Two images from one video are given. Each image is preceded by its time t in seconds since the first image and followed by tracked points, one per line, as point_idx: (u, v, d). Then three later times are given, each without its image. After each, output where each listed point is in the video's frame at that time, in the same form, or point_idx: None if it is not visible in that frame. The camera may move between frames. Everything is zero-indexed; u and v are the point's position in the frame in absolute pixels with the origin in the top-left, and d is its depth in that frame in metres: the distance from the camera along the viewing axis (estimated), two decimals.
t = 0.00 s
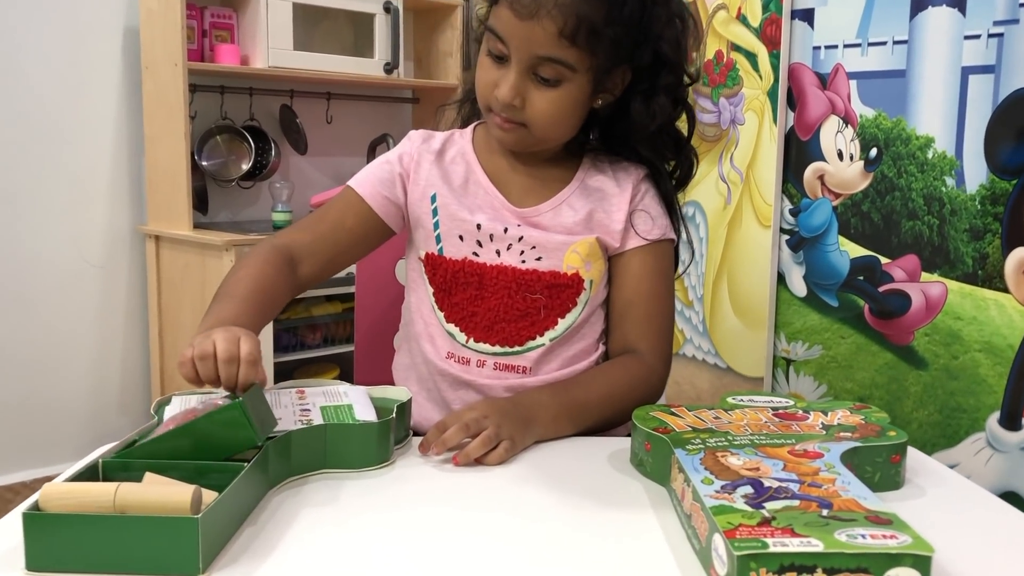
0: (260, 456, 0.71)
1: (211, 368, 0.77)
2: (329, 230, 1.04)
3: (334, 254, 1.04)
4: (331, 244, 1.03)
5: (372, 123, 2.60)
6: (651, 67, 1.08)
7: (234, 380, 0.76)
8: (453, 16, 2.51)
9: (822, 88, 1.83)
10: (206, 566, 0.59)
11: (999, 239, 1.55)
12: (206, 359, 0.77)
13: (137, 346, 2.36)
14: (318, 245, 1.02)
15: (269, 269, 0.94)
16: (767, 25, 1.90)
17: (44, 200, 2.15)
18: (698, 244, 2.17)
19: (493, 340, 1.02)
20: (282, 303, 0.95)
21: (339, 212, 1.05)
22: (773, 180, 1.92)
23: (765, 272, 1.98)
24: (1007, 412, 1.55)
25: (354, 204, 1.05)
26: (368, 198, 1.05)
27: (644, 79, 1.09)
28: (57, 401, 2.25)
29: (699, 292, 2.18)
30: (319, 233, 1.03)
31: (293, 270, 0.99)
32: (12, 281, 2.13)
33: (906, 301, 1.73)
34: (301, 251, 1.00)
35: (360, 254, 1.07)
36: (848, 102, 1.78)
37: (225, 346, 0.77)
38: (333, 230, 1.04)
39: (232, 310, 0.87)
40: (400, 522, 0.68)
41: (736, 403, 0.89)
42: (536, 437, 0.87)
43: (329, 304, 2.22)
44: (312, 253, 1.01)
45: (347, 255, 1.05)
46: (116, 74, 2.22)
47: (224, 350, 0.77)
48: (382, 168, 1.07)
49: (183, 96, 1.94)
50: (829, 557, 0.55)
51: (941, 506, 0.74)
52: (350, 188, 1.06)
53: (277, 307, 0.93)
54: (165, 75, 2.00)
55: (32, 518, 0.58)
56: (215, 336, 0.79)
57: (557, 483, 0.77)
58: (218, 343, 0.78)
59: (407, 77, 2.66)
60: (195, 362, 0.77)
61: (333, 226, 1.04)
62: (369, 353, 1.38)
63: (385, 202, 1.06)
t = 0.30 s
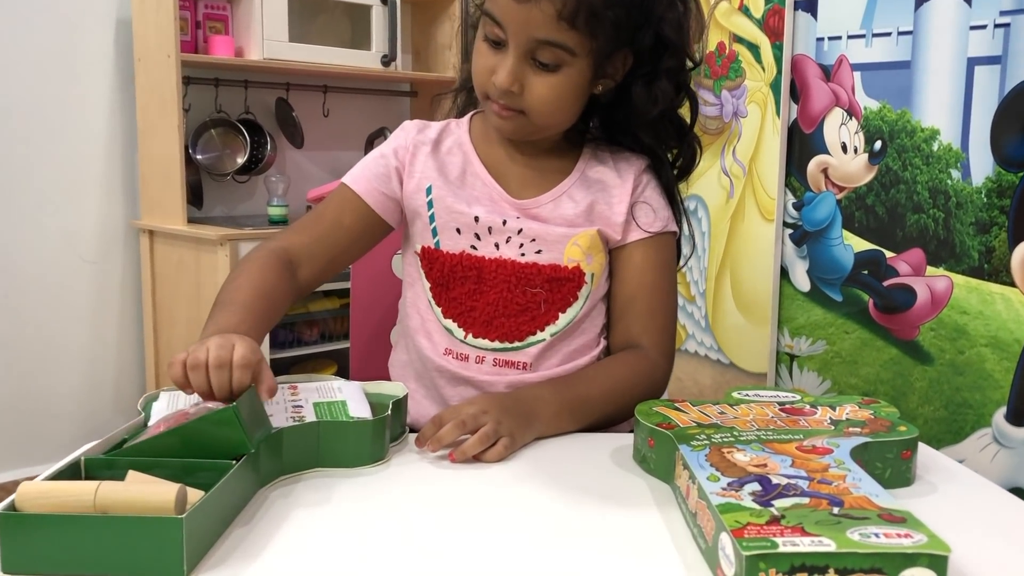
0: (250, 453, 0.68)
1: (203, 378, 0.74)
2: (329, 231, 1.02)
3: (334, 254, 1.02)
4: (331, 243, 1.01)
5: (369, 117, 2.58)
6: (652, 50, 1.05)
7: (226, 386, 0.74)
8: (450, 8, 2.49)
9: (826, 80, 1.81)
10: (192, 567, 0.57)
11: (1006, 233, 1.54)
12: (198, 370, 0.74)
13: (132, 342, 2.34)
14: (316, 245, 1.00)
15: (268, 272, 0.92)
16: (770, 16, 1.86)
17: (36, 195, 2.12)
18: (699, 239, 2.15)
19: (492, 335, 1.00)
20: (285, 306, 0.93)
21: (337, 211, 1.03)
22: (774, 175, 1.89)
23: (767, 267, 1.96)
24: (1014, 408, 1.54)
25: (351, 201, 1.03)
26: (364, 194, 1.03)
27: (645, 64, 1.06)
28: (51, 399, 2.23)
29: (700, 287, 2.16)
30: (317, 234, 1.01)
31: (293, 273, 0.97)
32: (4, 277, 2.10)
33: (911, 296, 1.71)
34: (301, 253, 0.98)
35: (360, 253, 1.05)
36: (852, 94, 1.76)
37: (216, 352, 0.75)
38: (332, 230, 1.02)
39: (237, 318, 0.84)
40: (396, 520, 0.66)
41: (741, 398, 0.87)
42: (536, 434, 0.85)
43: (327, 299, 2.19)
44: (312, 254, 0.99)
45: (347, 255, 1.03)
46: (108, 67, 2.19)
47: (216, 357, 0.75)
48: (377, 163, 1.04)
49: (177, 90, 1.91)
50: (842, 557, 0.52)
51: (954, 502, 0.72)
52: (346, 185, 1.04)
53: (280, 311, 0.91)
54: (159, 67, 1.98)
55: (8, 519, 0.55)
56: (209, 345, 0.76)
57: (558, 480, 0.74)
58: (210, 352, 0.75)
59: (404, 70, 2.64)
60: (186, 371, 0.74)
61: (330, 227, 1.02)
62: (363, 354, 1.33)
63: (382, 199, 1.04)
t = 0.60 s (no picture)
0: (245, 452, 0.66)
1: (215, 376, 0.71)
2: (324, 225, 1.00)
3: (329, 248, 0.99)
4: (326, 236, 0.99)
5: (365, 115, 2.56)
6: (654, 42, 1.03)
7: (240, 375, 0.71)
8: (448, 6, 2.47)
9: (827, 76, 1.80)
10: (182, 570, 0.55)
11: (1009, 230, 1.52)
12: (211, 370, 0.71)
13: (124, 342, 2.31)
14: (312, 238, 0.97)
15: (263, 265, 0.90)
16: (770, 12, 1.88)
17: (26, 193, 2.09)
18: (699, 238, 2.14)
19: (490, 332, 0.97)
20: (280, 301, 0.90)
21: (332, 205, 1.01)
22: (775, 170, 1.90)
23: (768, 266, 1.96)
24: (1018, 408, 1.52)
25: (347, 194, 1.00)
26: (362, 188, 1.01)
27: (647, 56, 1.04)
28: (41, 400, 2.20)
29: (701, 287, 2.15)
30: (312, 227, 0.98)
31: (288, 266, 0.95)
32: None
33: (913, 295, 1.70)
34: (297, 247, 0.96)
35: (355, 246, 1.03)
36: (853, 90, 1.76)
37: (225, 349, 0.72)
38: (327, 223, 0.99)
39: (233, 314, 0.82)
40: (393, 521, 0.63)
41: (747, 396, 0.85)
42: (538, 433, 0.82)
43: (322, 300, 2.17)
44: (308, 248, 0.97)
45: (342, 248, 1.01)
46: (101, 63, 2.16)
47: (225, 354, 0.71)
48: (375, 155, 1.02)
49: (170, 86, 1.89)
50: (856, 559, 0.50)
51: (967, 503, 0.70)
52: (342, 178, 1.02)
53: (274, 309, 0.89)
54: (153, 63, 1.95)
55: None
56: (216, 342, 0.73)
57: (560, 479, 0.72)
58: (216, 350, 0.72)
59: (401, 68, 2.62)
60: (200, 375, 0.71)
61: (326, 220, 0.99)
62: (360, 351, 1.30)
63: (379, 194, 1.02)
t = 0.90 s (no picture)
0: (240, 456, 0.65)
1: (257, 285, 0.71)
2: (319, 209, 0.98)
3: (324, 232, 0.98)
4: (319, 219, 0.97)
5: (362, 114, 2.55)
6: (658, 44, 1.01)
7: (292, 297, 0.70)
8: (445, 4, 2.46)
9: (827, 75, 1.79)
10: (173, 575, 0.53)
11: (1011, 230, 1.51)
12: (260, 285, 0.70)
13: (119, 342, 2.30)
14: (305, 220, 0.95)
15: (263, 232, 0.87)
16: (769, 11, 1.86)
17: (20, 192, 2.08)
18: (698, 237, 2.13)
19: (490, 331, 0.96)
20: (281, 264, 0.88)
21: (326, 190, 0.99)
22: (774, 171, 1.89)
23: (767, 266, 1.95)
24: (1020, 409, 1.51)
25: (344, 180, 0.99)
26: (360, 177, 1.00)
27: (650, 58, 1.03)
28: (36, 401, 2.18)
29: (700, 287, 2.14)
30: (307, 208, 0.96)
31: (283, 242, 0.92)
32: None
33: (914, 295, 1.69)
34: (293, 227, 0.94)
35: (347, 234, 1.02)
36: (854, 89, 1.75)
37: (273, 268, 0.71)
38: (321, 206, 0.97)
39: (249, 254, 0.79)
40: (388, 525, 0.62)
41: (748, 398, 0.84)
42: (537, 436, 0.81)
43: (319, 300, 2.16)
44: (302, 228, 0.95)
45: (335, 231, 0.99)
46: (96, 61, 2.15)
47: (276, 274, 0.71)
48: (376, 146, 1.02)
49: (165, 85, 1.88)
50: (862, 565, 0.49)
51: (971, 507, 0.69)
52: (339, 164, 1.01)
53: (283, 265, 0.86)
54: (148, 62, 1.94)
55: None
56: (267, 261, 0.72)
57: (559, 482, 0.71)
58: (265, 270, 0.71)
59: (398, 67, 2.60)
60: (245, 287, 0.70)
61: (321, 203, 0.97)
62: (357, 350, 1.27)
63: (377, 181, 1.01)
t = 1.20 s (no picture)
0: (239, 457, 0.64)
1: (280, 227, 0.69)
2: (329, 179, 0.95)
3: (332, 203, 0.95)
4: (329, 190, 0.94)
5: (361, 115, 2.55)
6: (667, 42, 1.01)
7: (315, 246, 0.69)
8: (444, 5, 2.45)
9: (827, 76, 1.79)
10: None
11: (1011, 231, 1.51)
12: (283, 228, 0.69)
13: (117, 344, 2.29)
14: (316, 187, 0.92)
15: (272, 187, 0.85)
16: (768, 12, 1.87)
17: (18, 194, 2.07)
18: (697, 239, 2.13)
19: (492, 328, 0.97)
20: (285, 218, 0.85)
21: (341, 161, 0.97)
22: (774, 172, 1.89)
23: (766, 267, 1.95)
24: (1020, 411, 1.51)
25: (359, 156, 0.98)
26: (374, 154, 0.99)
27: (660, 55, 1.02)
28: (33, 403, 2.17)
29: (699, 288, 2.14)
30: (320, 178, 0.93)
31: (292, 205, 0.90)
32: None
33: (913, 296, 1.69)
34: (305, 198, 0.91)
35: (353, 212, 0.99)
36: (853, 91, 1.75)
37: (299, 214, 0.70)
38: (334, 178, 0.95)
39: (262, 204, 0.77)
40: (387, 528, 0.62)
41: (749, 400, 0.83)
42: (539, 437, 0.81)
43: (317, 301, 2.16)
44: (311, 195, 0.92)
45: (342, 205, 0.96)
46: (94, 62, 2.14)
47: (301, 221, 0.69)
48: (393, 128, 1.02)
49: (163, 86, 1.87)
50: (866, 568, 0.49)
51: (973, 509, 0.68)
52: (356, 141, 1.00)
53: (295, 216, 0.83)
54: (147, 62, 1.94)
55: None
56: (294, 207, 0.71)
57: (560, 484, 0.71)
58: (291, 215, 0.69)
59: (398, 68, 2.60)
60: (269, 228, 0.69)
61: (335, 175, 0.95)
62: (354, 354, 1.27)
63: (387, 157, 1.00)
